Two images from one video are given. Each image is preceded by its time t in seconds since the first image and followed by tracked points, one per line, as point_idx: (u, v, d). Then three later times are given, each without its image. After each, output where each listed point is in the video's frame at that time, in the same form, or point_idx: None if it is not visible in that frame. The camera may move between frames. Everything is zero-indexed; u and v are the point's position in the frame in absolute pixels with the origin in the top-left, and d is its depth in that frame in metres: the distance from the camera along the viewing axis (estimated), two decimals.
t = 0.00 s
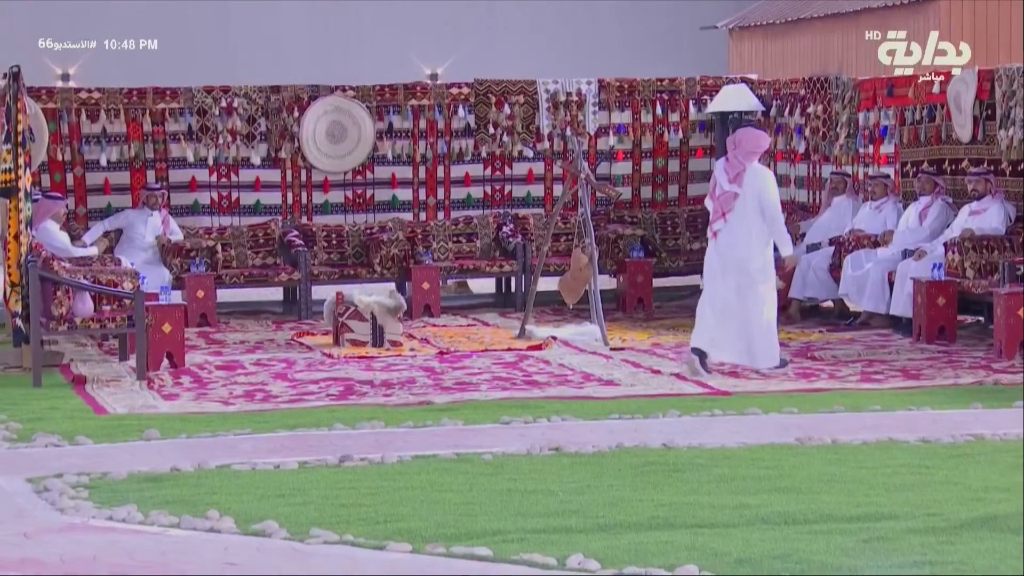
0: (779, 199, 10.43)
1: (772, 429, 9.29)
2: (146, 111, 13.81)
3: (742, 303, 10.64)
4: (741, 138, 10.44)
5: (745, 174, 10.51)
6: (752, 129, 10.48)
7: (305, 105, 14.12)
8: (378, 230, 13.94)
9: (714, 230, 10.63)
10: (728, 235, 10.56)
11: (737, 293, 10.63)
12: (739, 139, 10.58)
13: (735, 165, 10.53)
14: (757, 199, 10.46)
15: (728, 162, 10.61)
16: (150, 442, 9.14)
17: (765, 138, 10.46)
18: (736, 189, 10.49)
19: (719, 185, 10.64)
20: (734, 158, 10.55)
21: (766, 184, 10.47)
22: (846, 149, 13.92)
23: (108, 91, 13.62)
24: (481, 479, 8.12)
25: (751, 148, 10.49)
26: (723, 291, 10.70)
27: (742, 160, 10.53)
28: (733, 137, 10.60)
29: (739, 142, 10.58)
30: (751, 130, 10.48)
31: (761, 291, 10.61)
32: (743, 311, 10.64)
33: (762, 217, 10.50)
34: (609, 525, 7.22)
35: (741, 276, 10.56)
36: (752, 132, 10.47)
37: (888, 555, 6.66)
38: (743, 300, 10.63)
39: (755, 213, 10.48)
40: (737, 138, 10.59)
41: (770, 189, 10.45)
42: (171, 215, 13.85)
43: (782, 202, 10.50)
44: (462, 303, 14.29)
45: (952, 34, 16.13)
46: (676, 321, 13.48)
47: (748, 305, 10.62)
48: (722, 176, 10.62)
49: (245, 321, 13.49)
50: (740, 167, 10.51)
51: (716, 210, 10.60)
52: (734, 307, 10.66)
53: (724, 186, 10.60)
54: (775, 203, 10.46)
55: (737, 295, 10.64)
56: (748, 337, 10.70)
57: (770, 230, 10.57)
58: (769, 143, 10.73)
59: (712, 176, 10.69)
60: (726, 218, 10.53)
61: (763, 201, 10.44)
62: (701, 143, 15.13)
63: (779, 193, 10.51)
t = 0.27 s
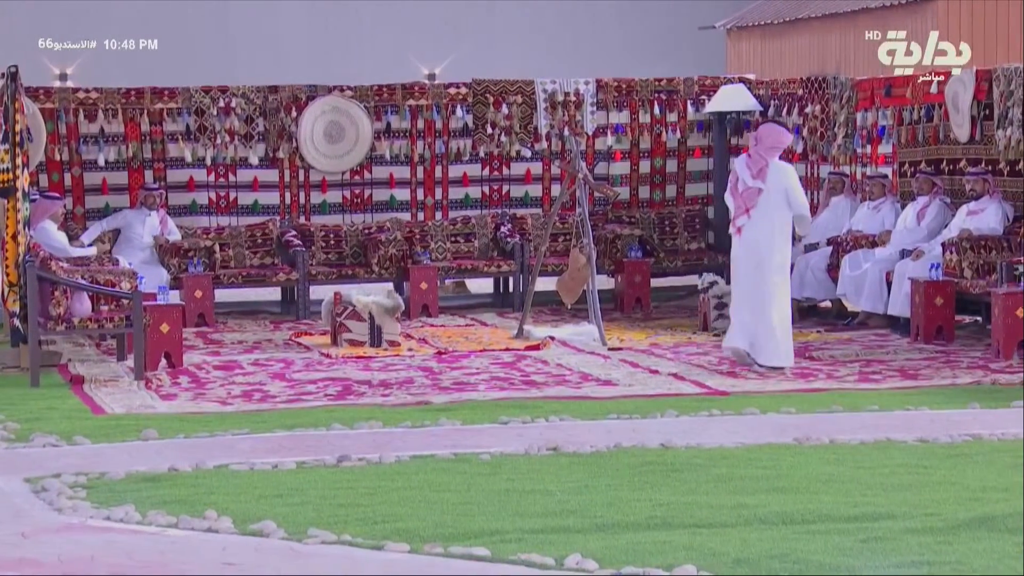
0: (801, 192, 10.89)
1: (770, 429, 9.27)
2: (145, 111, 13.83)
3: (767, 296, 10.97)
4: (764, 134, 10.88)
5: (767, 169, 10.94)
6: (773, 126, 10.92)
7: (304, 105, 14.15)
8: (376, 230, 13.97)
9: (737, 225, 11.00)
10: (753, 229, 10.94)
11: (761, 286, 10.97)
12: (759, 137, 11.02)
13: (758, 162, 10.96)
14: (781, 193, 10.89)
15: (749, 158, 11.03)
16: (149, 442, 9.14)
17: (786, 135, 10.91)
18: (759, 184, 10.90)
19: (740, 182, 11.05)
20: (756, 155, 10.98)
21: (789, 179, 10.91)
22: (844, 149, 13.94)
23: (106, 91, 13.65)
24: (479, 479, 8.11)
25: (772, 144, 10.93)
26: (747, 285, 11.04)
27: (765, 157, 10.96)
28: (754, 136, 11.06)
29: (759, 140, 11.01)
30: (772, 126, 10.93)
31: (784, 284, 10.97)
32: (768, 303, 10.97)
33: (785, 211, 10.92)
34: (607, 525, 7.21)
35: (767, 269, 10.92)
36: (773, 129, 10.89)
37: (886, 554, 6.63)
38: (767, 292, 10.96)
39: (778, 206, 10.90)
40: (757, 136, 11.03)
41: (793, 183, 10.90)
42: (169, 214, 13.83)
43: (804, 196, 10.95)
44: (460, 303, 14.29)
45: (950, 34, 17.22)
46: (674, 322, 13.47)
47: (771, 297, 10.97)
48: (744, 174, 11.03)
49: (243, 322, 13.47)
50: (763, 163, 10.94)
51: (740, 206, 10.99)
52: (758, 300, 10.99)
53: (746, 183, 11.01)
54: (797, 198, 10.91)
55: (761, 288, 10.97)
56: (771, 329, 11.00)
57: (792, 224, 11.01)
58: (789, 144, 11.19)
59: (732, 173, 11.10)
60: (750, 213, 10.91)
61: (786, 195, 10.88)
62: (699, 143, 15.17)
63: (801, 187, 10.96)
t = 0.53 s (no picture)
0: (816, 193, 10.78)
1: (770, 429, 9.27)
2: (144, 111, 13.83)
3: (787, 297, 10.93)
4: (776, 135, 10.74)
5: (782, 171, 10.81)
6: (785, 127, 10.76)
7: (303, 105, 14.15)
8: (375, 230, 13.99)
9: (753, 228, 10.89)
10: (770, 232, 10.83)
11: (781, 289, 10.91)
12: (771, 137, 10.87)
13: (771, 163, 10.83)
14: (797, 195, 10.77)
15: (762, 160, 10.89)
16: (148, 442, 9.14)
17: (798, 135, 10.78)
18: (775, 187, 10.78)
19: (755, 184, 10.91)
20: (769, 156, 10.85)
21: (804, 179, 10.79)
22: (843, 149, 13.95)
23: (105, 91, 13.65)
24: (478, 479, 8.10)
25: (785, 145, 10.81)
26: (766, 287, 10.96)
27: (778, 158, 10.83)
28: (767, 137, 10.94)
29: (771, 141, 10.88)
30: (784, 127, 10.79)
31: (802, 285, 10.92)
32: (788, 304, 10.94)
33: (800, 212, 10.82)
34: (607, 525, 7.20)
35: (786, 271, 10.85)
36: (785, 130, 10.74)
37: (885, 554, 6.63)
38: (786, 294, 10.92)
39: (796, 207, 10.78)
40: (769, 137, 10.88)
41: (808, 183, 10.79)
42: (169, 214, 13.84)
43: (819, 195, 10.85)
44: (460, 303, 14.31)
45: (950, 34, 17.32)
46: (673, 322, 13.44)
47: (791, 298, 10.94)
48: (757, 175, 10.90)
49: (242, 322, 13.47)
50: (777, 165, 10.82)
51: (756, 209, 10.87)
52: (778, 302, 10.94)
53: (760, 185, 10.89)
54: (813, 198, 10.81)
55: (780, 291, 10.92)
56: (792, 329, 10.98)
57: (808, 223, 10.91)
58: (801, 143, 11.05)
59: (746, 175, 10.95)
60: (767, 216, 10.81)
61: (803, 196, 10.77)
62: (699, 143, 15.22)
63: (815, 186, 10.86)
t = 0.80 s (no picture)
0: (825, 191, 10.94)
1: (770, 429, 9.27)
2: (144, 111, 13.83)
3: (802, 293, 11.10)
4: (786, 135, 10.96)
5: (792, 170, 11.01)
6: (794, 127, 10.98)
7: (303, 105, 14.13)
8: (375, 230, 13.99)
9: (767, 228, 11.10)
10: (782, 231, 11.02)
11: (797, 286, 11.08)
12: (781, 138, 11.08)
13: (782, 163, 11.03)
14: (807, 193, 10.94)
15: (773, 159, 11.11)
16: (149, 442, 9.14)
17: (807, 135, 10.98)
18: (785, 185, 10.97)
19: (766, 184, 11.13)
20: (779, 157, 11.05)
21: (813, 178, 10.97)
22: (843, 149, 13.94)
23: (105, 91, 13.64)
24: (478, 479, 8.10)
25: (794, 145, 11.00)
26: (781, 285, 11.14)
27: (788, 158, 11.03)
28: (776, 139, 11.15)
29: (781, 141, 11.08)
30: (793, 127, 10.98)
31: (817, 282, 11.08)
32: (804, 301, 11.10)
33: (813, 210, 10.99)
34: (607, 525, 7.21)
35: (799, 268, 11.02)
36: (794, 131, 10.96)
37: (885, 554, 6.62)
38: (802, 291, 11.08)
39: (807, 204, 10.96)
40: (779, 138, 11.10)
41: (818, 181, 10.96)
42: (169, 214, 13.85)
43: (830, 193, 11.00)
44: (460, 303, 14.32)
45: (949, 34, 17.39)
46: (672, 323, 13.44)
47: (807, 294, 11.10)
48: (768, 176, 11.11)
49: (242, 322, 13.47)
50: (787, 164, 11.01)
51: (768, 209, 11.07)
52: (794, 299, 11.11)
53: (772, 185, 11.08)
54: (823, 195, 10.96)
55: (796, 288, 11.09)
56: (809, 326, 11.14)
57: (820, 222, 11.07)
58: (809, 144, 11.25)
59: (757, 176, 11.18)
60: (779, 214, 10.99)
61: (813, 194, 10.94)
62: (699, 143, 15.25)
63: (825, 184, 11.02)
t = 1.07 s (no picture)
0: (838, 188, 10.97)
1: (770, 429, 9.27)
2: (144, 111, 13.83)
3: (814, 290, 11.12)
4: (800, 133, 10.95)
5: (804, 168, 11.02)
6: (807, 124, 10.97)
7: (303, 105, 14.12)
8: (375, 230, 13.99)
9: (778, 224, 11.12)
10: (795, 227, 11.05)
11: (809, 283, 11.10)
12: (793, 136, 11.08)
13: (794, 160, 11.04)
14: (820, 191, 10.96)
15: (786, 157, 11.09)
16: (149, 442, 9.14)
17: (821, 132, 10.95)
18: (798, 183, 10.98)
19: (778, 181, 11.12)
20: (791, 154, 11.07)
21: (825, 175, 10.96)
22: (843, 149, 13.94)
23: (105, 91, 13.63)
24: (478, 479, 8.10)
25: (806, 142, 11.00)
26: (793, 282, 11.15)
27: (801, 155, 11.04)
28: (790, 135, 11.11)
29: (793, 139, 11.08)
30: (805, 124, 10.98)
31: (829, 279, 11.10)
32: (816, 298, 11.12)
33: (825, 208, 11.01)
34: (606, 525, 7.20)
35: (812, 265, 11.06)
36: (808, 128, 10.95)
37: (884, 554, 6.62)
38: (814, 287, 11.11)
39: (820, 202, 10.98)
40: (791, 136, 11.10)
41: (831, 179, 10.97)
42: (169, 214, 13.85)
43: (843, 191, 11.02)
44: (460, 303, 14.32)
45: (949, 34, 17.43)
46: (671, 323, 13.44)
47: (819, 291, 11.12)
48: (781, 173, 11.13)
49: (242, 322, 13.47)
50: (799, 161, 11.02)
51: (780, 205, 11.09)
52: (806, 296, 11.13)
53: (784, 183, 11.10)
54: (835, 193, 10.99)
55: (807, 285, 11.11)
56: (821, 322, 11.15)
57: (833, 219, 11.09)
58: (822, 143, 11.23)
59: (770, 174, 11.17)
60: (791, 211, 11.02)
61: (825, 191, 10.96)
62: (699, 143, 15.27)
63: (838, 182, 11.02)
